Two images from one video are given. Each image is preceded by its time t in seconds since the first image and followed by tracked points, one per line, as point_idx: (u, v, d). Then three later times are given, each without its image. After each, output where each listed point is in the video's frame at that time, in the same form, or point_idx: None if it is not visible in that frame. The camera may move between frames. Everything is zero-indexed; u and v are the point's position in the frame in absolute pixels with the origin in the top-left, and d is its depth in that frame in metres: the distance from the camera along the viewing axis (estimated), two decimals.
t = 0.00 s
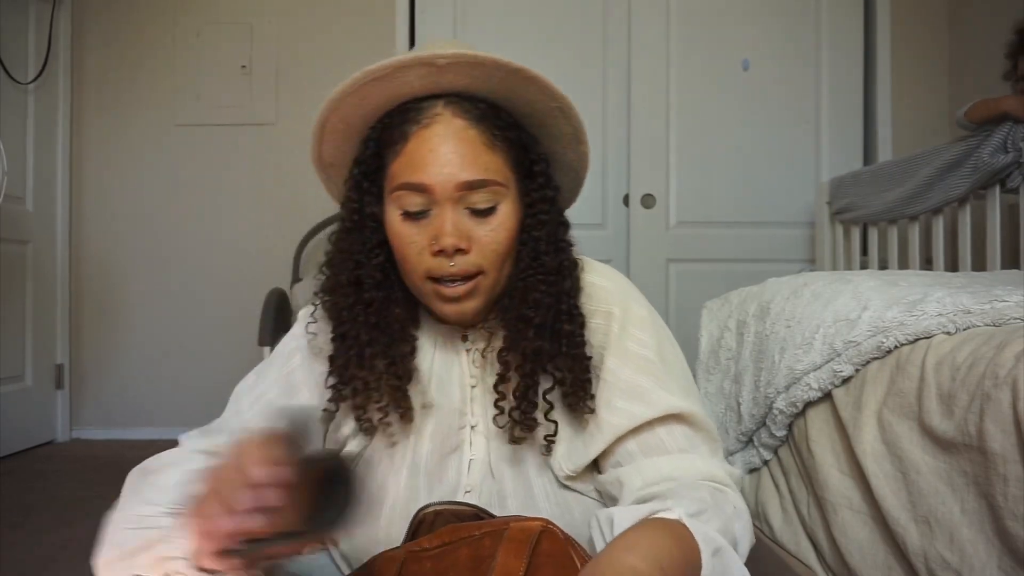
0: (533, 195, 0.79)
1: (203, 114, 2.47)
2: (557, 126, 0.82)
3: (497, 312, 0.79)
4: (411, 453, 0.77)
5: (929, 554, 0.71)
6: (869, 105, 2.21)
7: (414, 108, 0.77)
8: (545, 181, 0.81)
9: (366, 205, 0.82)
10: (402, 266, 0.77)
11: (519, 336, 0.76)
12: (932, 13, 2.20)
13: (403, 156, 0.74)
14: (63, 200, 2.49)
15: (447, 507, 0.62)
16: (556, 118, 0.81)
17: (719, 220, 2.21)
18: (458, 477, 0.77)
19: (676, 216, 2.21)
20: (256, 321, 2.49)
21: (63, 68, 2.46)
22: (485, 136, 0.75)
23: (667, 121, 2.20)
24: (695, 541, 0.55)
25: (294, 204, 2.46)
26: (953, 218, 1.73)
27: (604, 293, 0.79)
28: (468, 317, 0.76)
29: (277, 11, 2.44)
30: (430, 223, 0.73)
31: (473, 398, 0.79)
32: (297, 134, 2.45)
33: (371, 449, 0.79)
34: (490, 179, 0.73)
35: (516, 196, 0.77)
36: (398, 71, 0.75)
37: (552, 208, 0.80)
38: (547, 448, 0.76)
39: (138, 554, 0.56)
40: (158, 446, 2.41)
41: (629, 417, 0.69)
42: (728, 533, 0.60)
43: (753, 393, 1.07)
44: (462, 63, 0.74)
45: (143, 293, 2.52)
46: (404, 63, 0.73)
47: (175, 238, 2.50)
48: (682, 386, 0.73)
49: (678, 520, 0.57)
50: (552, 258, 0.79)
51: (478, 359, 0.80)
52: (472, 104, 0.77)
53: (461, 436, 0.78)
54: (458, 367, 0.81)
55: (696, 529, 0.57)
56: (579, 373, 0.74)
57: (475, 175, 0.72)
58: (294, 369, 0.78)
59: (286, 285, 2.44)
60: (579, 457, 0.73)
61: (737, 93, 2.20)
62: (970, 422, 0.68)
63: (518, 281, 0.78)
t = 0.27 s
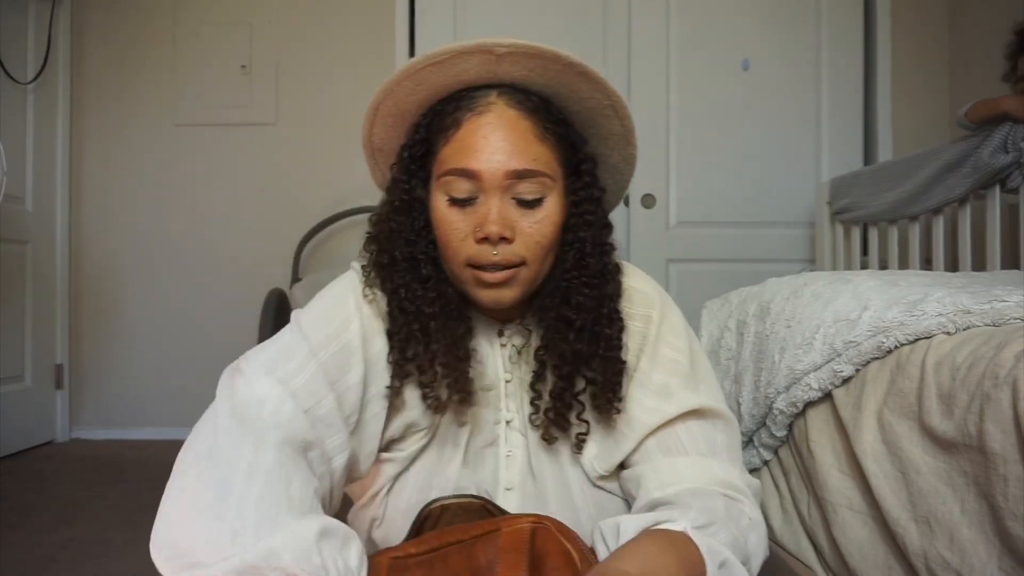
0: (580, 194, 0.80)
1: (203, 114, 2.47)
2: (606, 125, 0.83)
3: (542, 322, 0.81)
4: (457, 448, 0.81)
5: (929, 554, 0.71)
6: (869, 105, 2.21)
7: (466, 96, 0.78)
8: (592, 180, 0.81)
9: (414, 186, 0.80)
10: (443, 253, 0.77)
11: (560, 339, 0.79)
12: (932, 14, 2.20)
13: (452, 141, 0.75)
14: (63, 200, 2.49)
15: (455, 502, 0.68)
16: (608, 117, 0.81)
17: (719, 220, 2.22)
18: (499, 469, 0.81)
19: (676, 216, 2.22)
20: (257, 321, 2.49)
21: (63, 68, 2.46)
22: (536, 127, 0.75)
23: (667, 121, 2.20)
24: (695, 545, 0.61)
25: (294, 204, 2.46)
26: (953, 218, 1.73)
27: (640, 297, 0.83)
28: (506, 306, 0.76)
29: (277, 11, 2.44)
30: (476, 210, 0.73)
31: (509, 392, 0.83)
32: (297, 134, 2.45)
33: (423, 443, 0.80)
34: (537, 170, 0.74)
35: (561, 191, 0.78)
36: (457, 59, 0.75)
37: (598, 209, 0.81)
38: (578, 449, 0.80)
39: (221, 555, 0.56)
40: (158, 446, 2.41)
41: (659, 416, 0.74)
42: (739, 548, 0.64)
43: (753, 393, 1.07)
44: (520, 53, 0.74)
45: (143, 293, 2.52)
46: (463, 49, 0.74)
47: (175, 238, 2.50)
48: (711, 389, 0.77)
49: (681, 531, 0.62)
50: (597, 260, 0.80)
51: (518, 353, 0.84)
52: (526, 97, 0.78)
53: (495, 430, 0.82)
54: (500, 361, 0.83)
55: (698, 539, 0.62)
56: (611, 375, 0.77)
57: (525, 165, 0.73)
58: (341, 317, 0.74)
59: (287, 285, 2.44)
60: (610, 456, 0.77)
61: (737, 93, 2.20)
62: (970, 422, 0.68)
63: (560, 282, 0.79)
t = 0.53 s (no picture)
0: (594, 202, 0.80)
1: (203, 114, 2.47)
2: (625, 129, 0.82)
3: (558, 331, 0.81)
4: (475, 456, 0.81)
5: (929, 554, 0.71)
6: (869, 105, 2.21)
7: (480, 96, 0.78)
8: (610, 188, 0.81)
9: (426, 186, 0.82)
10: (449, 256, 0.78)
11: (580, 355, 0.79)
12: (932, 14, 2.20)
13: (460, 142, 0.75)
14: (63, 200, 2.49)
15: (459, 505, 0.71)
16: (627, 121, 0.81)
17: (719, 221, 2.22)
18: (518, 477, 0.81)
19: (676, 216, 2.22)
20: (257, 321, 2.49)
21: (62, 67, 2.46)
22: (547, 131, 0.75)
23: (667, 121, 2.20)
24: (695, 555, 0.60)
25: (294, 205, 2.46)
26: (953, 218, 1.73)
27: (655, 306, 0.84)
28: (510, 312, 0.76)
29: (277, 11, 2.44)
30: (479, 214, 0.73)
31: (520, 400, 0.82)
32: (297, 134, 2.45)
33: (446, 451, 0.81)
34: (543, 173, 0.73)
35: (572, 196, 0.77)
36: (470, 55, 0.75)
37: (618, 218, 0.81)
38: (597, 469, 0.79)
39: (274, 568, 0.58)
40: (158, 446, 2.41)
41: (677, 426, 0.74)
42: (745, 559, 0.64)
43: (753, 393, 1.07)
44: (532, 52, 0.74)
45: (143, 293, 2.52)
46: (476, 47, 0.74)
47: (176, 238, 2.50)
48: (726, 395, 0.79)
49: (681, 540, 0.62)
50: (616, 276, 0.80)
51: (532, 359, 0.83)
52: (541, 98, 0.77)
53: (506, 438, 0.82)
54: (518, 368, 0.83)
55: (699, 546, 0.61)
56: (629, 391, 0.78)
57: (530, 169, 0.73)
58: (370, 330, 0.76)
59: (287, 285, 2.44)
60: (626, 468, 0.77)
61: (737, 93, 2.20)
62: (970, 422, 0.68)
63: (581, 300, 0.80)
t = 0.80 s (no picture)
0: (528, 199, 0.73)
1: (203, 114, 2.47)
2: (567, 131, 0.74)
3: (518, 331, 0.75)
4: (449, 457, 0.76)
5: (929, 554, 0.71)
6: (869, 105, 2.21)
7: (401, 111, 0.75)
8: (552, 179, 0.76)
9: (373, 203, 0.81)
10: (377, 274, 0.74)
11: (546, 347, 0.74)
12: (932, 15, 2.20)
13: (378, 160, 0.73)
14: (63, 199, 2.49)
15: (460, 502, 0.64)
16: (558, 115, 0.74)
17: (719, 221, 2.21)
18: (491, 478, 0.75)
19: (676, 216, 2.21)
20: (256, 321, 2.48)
21: (63, 67, 2.46)
22: (449, 135, 0.69)
23: (667, 121, 2.20)
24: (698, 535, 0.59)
25: (293, 204, 2.46)
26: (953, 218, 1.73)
27: (627, 295, 0.78)
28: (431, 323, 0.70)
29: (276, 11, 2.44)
30: (385, 227, 0.69)
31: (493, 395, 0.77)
32: (297, 135, 2.45)
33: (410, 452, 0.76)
34: (446, 181, 0.68)
35: (489, 199, 0.70)
36: (378, 74, 0.73)
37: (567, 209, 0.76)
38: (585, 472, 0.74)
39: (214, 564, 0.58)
40: (158, 446, 2.41)
41: (669, 421, 0.69)
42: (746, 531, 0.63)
43: (753, 393, 1.07)
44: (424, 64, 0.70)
45: (143, 293, 2.52)
46: (377, 65, 0.72)
47: (175, 237, 2.50)
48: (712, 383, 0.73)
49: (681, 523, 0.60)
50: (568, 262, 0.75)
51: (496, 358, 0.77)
52: (452, 105, 0.72)
53: (484, 437, 0.76)
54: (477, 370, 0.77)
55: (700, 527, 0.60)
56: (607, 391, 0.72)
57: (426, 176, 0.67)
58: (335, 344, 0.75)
59: (286, 285, 2.44)
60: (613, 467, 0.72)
61: (737, 93, 2.20)
62: (969, 422, 0.68)
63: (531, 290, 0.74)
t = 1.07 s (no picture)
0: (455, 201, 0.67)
1: (203, 114, 2.47)
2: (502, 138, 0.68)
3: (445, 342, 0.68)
4: (392, 467, 0.68)
5: (929, 554, 0.71)
6: (869, 105, 2.21)
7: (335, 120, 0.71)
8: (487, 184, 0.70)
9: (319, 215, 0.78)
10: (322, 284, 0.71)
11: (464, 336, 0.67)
12: (932, 15, 2.20)
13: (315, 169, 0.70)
14: (62, 199, 2.49)
15: (454, 501, 0.60)
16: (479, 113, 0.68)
17: (719, 221, 2.21)
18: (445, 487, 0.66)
19: (676, 216, 2.22)
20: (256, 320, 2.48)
21: (63, 68, 2.46)
22: (374, 141, 0.65)
23: (667, 121, 2.20)
24: (663, 485, 0.47)
25: (294, 204, 2.46)
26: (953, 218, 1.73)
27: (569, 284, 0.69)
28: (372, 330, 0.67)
29: (276, 11, 2.44)
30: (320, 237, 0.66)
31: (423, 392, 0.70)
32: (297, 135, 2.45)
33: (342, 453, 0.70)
34: (373, 188, 0.64)
35: (421, 204, 0.66)
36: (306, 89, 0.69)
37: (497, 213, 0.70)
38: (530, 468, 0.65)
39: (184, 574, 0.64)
40: (158, 446, 2.41)
41: (620, 414, 0.59)
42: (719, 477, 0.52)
43: (754, 393, 1.07)
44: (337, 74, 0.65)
45: (142, 293, 2.52)
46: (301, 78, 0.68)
47: (175, 238, 2.50)
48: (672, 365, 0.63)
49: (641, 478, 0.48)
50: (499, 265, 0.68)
51: (425, 362, 0.71)
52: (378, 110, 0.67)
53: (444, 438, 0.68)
54: (404, 371, 0.71)
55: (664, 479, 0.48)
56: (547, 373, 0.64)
57: (353, 182, 0.64)
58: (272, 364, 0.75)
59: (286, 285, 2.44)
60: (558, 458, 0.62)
61: (737, 93, 2.20)
62: (970, 422, 0.68)
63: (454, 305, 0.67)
